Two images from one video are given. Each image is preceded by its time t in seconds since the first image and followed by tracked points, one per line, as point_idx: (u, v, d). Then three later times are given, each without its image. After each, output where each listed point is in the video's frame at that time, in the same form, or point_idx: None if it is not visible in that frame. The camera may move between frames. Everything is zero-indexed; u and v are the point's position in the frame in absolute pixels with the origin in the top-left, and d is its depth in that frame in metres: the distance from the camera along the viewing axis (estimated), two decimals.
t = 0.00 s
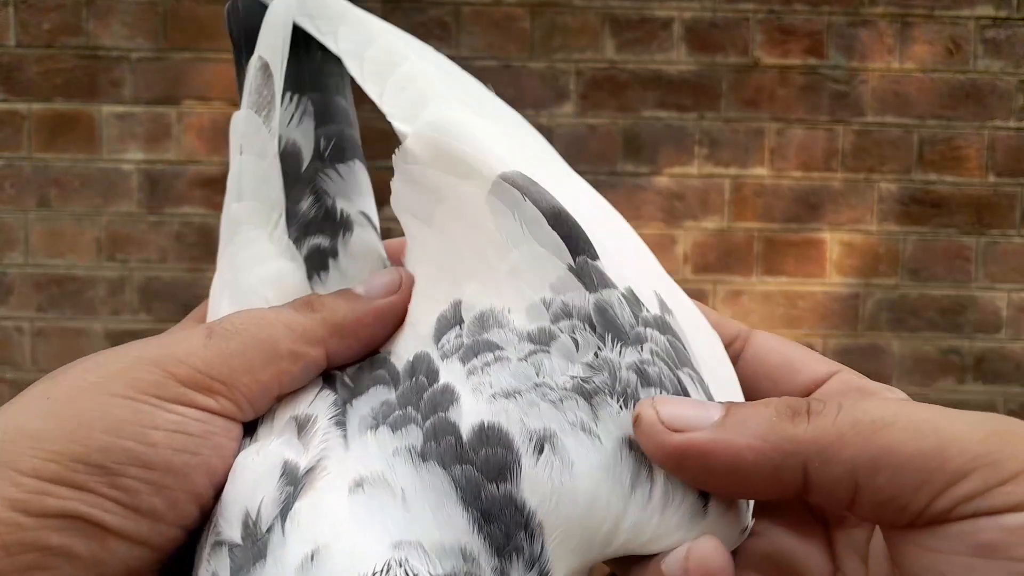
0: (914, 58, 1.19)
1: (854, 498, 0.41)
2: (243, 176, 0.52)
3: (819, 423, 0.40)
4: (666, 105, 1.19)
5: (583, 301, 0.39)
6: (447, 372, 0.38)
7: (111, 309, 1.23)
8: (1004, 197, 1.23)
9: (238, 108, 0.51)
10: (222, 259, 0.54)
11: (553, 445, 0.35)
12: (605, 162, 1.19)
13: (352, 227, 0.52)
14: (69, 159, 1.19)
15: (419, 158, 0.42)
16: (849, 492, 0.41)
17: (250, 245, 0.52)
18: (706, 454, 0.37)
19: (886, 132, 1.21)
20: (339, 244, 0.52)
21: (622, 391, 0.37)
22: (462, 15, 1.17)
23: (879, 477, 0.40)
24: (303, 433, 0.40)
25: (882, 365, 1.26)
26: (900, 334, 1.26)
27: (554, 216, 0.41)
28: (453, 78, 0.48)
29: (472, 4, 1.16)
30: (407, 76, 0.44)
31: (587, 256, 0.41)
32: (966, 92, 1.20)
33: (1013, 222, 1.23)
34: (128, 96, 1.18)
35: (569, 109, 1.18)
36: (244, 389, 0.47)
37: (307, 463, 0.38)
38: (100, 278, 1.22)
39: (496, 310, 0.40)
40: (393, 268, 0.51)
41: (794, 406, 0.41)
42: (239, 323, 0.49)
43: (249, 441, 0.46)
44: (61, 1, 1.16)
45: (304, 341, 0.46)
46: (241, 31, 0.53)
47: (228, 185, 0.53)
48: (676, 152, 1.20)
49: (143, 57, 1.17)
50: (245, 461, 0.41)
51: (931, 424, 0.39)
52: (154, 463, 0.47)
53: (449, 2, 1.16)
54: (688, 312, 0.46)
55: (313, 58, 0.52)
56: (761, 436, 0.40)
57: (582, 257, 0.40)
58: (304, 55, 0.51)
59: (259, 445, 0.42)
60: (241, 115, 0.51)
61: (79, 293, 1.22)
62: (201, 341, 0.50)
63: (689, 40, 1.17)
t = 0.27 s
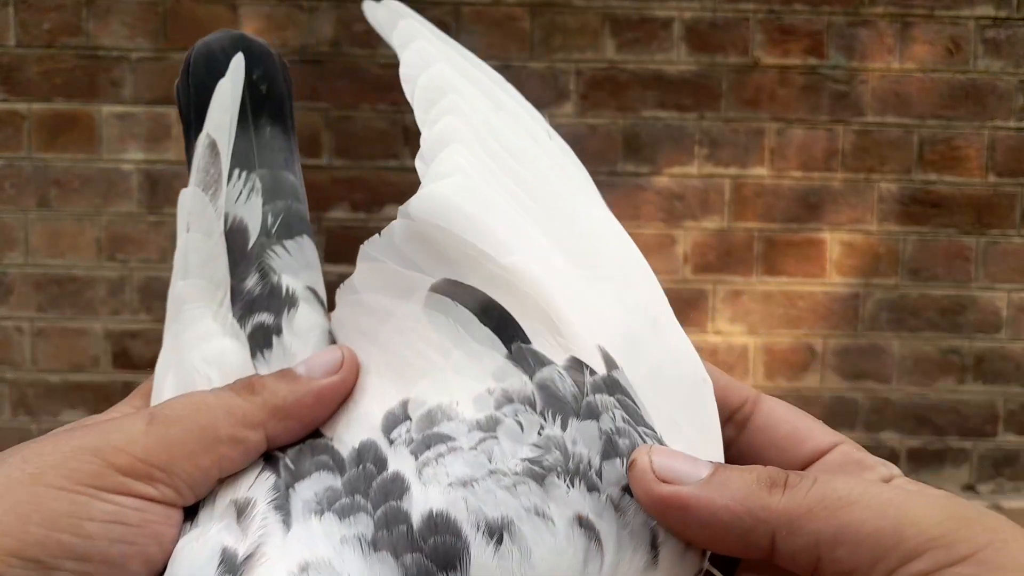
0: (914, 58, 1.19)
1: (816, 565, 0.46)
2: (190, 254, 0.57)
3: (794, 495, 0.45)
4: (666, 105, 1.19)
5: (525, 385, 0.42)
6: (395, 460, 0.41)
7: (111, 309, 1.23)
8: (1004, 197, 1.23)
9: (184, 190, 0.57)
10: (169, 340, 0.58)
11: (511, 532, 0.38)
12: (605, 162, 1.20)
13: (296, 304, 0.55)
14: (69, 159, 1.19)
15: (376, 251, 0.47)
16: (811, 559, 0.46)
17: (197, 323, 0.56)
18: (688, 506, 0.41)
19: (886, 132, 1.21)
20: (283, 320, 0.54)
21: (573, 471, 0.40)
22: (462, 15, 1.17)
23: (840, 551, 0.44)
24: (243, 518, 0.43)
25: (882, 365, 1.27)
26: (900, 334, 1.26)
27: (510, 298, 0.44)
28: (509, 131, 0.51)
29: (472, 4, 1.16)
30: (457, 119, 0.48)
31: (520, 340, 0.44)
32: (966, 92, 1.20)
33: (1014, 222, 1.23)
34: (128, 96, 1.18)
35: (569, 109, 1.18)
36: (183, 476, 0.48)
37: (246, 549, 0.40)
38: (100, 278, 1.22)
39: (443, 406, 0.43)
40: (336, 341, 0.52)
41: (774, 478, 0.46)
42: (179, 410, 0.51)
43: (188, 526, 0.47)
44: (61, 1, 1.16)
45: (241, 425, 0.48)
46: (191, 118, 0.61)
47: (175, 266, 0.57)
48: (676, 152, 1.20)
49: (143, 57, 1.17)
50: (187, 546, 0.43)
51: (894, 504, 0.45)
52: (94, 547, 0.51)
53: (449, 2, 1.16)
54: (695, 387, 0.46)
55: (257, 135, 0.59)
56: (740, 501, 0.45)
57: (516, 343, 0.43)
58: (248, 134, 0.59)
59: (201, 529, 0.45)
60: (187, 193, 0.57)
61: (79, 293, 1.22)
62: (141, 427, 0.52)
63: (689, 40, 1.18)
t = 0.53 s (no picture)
0: (914, 58, 1.19)
1: (767, 550, 0.51)
2: (165, 275, 0.59)
3: (750, 485, 0.50)
4: (666, 105, 1.19)
5: (492, 400, 0.49)
6: (373, 481, 0.46)
7: (111, 309, 1.23)
8: (1004, 197, 1.23)
9: (160, 211, 0.60)
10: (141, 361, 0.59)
11: (495, 543, 0.44)
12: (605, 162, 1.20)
13: (270, 324, 0.58)
14: (69, 158, 1.19)
15: (349, 282, 0.52)
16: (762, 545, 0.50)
17: (171, 343, 0.58)
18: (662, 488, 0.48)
19: (886, 132, 1.21)
20: (258, 340, 0.58)
21: (547, 479, 0.47)
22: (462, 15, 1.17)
23: (786, 536, 0.49)
24: (218, 537, 0.46)
25: (882, 365, 1.27)
26: (900, 334, 1.26)
27: (502, 318, 0.51)
28: (538, 155, 0.56)
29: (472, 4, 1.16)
30: (482, 144, 0.54)
31: (490, 358, 0.51)
32: (966, 92, 1.20)
33: (1013, 223, 1.23)
34: (128, 96, 1.18)
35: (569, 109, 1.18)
36: (163, 498, 0.49)
37: (224, 568, 0.44)
38: (100, 278, 1.22)
39: (418, 430, 0.49)
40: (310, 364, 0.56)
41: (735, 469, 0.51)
42: (155, 433, 0.52)
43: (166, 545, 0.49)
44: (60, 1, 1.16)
45: (218, 448, 0.50)
46: (167, 137, 0.64)
47: (150, 288, 0.60)
48: (676, 151, 1.20)
49: (143, 57, 1.17)
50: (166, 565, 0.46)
51: (838, 498, 0.49)
52: (69, 570, 0.50)
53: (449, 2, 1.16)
54: (674, 391, 0.52)
55: (233, 158, 0.62)
56: (702, 488, 0.50)
57: (484, 361, 0.51)
58: (224, 157, 0.62)
59: (177, 550, 0.47)
60: (163, 215, 0.60)
61: (79, 293, 1.22)
62: (117, 451, 0.52)
63: (689, 40, 1.18)
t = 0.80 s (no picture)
0: (914, 58, 1.19)
1: (747, 560, 0.54)
2: (154, 295, 0.56)
3: (734, 498, 0.54)
4: (667, 105, 1.19)
5: (482, 427, 0.51)
6: (367, 501, 0.47)
7: (111, 309, 1.23)
8: (1004, 197, 1.23)
9: (149, 231, 0.56)
10: (130, 379, 0.57)
11: (490, 564, 0.46)
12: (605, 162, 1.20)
13: (259, 342, 0.57)
14: (69, 158, 1.19)
15: (342, 308, 0.57)
16: (743, 555, 0.54)
17: (160, 364, 0.56)
18: (652, 496, 0.51)
19: (886, 132, 1.21)
20: (246, 358, 0.56)
21: (536, 502, 0.48)
22: (462, 15, 1.17)
23: (765, 547, 0.53)
24: (207, 554, 0.46)
25: (882, 365, 1.27)
26: (900, 334, 1.26)
27: (497, 348, 0.53)
28: (566, 189, 0.58)
29: (472, 4, 1.17)
30: (507, 172, 0.56)
31: (481, 386, 0.52)
32: (966, 92, 1.20)
33: (1013, 223, 1.23)
34: (128, 96, 1.18)
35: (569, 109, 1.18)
36: (152, 515, 0.50)
37: None
38: (100, 278, 1.22)
39: (410, 455, 0.49)
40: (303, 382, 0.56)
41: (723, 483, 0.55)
42: (144, 451, 0.52)
43: (156, 561, 0.49)
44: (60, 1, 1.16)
45: (206, 464, 0.50)
46: (157, 157, 0.61)
47: (138, 307, 0.56)
48: (676, 151, 1.20)
49: (143, 57, 1.17)
50: None
51: (813, 511, 0.53)
52: None
53: (449, 2, 1.17)
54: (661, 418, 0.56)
55: (222, 178, 0.59)
56: (691, 499, 0.54)
57: (476, 390, 0.52)
58: (213, 177, 0.59)
59: (167, 567, 0.48)
60: (151, 235, 0.56)
61: (79, 293, 1.22)
62: (107, 468, 0.52)
63: (689, 40, 1.18)
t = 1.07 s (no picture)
0: (914, 58, 1.19)
1: None
2: (139, 331, 0.58)
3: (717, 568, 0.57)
4: (667, 105, 1.19)
5: (467, 496, 0.52)
6: (347, 559, 0.49)
7: (111, 309, 1.23)
8: (1004, 197, 1.23)
9: (136, 266, 0.58)
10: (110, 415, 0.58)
11: None
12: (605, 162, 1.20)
13: (238, 382, 0.60)
14: (69, 158, 1.19)
15: (342, 358, 0.57)
16: None
17: (142, 401, 0.57)
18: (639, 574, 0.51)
19: (886, 131, 1.21)
20: (226, 398, 0.59)
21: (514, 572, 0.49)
22: (462, 15, 1.17)
23: None
24: None
25: (882, 365, 1.27)
26: (900, 334, 1.26)
27: (489, 414, 0.54)
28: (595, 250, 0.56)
29: (472, 4, 1.17)
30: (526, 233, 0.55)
31: (471, 453, 0.54)
32: (966, 92, 1.20)
33: (1013, 223, 1.23)
34: (127, 96, 1.18)
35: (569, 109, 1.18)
36: (132, 555, 0.53)
37: None
38: (100, 278, 1.22)
39: (399, 517, 0.50)
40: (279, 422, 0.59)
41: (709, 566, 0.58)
42: (124, 491, 0.54)
43: None
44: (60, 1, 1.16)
45: (183, 505, 0.52)
46: (145, 192, 0.62)
47: (123, 342, 0.58)
48: (676, 151, 1.20)
49: (143, 57, 1.17)
50: None
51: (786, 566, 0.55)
52: None
53: (449, 2, 1.17)
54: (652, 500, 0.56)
55: (211, 217, 0.62)
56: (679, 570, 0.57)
57: (466, 456, 0.54)
58: (202, 216, 0.62)
59: None
60: (139, 271, 0.58)
61: (79, 293, 1.22)
62: (87, 509, 0.54)
63: (690, 39, 1.17)
